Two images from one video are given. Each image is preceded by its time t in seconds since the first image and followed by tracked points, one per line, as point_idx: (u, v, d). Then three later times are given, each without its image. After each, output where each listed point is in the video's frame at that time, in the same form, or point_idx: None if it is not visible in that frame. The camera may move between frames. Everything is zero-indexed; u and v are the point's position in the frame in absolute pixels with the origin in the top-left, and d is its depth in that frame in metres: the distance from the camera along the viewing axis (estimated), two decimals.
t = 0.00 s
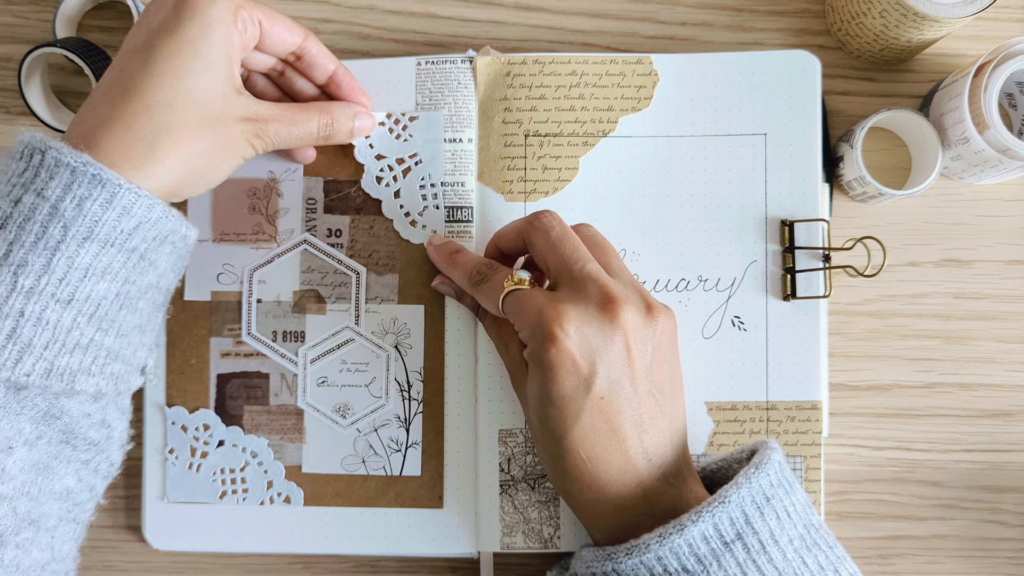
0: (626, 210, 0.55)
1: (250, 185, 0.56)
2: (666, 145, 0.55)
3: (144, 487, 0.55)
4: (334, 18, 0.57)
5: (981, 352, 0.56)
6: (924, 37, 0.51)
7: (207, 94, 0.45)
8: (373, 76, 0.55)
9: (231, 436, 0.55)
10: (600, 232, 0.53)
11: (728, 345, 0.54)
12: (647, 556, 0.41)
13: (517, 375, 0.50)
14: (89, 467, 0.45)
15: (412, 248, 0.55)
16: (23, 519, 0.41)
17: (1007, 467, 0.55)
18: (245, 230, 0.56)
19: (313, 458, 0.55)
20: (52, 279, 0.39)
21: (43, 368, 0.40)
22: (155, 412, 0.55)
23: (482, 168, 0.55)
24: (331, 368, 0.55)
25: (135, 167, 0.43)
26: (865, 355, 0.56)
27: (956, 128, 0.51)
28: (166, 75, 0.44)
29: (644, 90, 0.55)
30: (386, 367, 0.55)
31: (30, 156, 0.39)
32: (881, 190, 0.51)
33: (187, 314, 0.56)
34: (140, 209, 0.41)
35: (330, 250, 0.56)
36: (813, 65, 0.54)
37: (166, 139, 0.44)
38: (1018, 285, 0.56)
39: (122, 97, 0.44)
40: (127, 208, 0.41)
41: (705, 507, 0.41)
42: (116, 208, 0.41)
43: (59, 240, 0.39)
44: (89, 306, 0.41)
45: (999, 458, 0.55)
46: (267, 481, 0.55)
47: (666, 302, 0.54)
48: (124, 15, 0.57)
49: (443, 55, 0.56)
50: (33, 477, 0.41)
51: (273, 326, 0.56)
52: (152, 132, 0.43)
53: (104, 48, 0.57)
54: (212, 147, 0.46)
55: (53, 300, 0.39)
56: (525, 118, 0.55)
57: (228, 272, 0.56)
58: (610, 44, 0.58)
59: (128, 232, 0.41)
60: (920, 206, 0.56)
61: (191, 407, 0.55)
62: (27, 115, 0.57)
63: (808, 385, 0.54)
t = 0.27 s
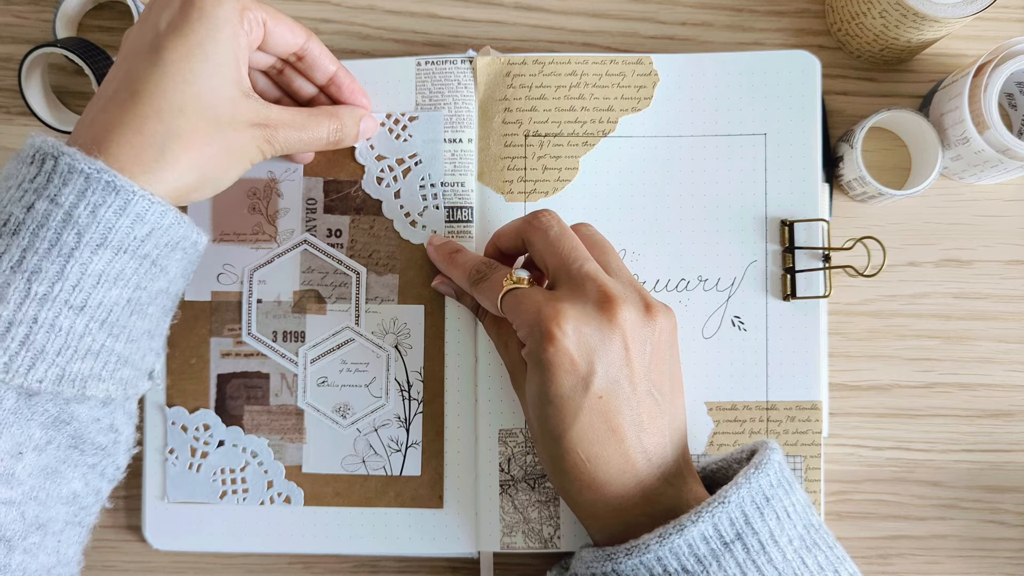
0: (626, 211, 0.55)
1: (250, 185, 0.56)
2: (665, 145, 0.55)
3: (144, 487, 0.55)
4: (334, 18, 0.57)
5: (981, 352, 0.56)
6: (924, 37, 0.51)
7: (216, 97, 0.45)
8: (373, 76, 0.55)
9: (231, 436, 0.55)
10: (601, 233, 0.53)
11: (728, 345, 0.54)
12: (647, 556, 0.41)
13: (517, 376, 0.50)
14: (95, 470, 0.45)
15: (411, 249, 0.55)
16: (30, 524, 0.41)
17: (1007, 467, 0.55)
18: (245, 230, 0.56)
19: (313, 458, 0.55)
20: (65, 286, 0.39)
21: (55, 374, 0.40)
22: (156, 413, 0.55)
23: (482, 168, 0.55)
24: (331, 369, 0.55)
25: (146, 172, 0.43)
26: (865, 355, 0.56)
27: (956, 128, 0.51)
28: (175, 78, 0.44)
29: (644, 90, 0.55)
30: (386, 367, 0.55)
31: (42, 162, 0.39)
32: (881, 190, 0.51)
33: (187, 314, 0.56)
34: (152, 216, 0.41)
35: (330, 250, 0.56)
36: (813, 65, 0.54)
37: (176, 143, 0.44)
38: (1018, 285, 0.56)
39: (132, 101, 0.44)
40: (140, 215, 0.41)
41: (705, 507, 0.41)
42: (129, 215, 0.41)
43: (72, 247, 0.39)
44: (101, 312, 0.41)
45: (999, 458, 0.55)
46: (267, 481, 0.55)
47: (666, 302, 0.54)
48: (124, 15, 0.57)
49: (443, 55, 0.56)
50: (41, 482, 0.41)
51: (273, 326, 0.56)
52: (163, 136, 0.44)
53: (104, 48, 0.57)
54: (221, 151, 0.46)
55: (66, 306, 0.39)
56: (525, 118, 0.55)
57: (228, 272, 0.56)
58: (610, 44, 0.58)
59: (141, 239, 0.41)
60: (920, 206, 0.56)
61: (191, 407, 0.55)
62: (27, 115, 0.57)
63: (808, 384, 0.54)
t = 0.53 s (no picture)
0: (626, 211, 0.55)
1: (249, 186, 0.56)
2: (665, 145, 0.55)
3: (144, 487, 0.55)
4: (334, 18, 0.57)
5: (981, 352, 0.56)
6: (924, 38, 0.51)
7: (211, 106, 0.45)
8: (373, 76, 0.55)
9: (231, 436, 0.55)
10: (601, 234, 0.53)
11: (728, 345, 0.54)
12: (647, 557, 0.41)
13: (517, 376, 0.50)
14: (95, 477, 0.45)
15: (411, 249, 0.55)
16: (30, 532, 0.41)
17: (1007, 467, 0.55)
18: (245, 230, 0.56)
19: (313, 458, 0.55)
20: (68, 296, 0.39)
21: (57, 384, 0.40)
22: (155, 413, 0.55)
23: (482, 168, 0.55)
24: (331, 369, 0.55)
25: (147, 182, 0.43)
26: (865, 355, 0.56)
27: (956, 128, 0.51)
28: (172, 87, 0.44)
29: (644, 90, 0.55)
30: (386, 367, 0.55)
31: (46, 174, 0.39)
32: (881, 190, 0.51)
33: (187, 314, 0.56)
34: (155, 227, 0.41)
35: (330, 250, 0.56)
36: (814, 65, 0.54)
37: (175, 152, 0.44)
38: (1018, 285, 0.56)
39: (130, 112, 0.44)
40: (143, 226, 0.41)
41: (705, 507, 0.41)
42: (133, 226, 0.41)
43: (76, 258, 0.39)
44: (103, 322, 0.41)
45: (999, 458, 0.55)
46: (267, 481, 0.55)
47: (666, 302, 0.54)
48: (124, 15, 0.57)
49: (442, 55, 0.56)
50: (42, 489, 0.41)
51: (273, 326, 0.56)
52: (162, 146, 0.44)
53: (104, 48, 0.57)
54: (219, 158, 0.46)
55: (69, 316, 0.39)
56: (525, 118, 0.55)
57: (228, 272, 0.56)
58: (610, 44, 0.58)
59: (143, 250, 0.41)
60: (920, 206, 0.56)
61: (191, 408, 0.55)
62: (26, 115, 0.57)
63: (808, 384, 0.54)
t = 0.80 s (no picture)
0: (626, 211, 0.55)
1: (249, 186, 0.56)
2: (665, 144, 0.55)
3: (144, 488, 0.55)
4: (334, 18, 0.58)
5: (981, 352, 0.56)
6: (924, 38, 0.51)
7: (284, 286, 0.36)
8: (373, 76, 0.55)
9: (231, 436, 0.55)
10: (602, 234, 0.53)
11: (728, 345, 0.54)
12: (647, 556, 0.41)
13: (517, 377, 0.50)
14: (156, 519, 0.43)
15: (411, 249, 0.55)
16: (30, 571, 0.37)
17: (1007, 467, 0.55)
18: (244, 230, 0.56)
19: (313, 458, 0.55)
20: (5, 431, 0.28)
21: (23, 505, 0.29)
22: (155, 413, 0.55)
23: (481, 168, 0.55)
24: (332, 369, 0.55)
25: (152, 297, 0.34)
26: (865, 355, 0.56)
27: (956, 128, 0.51)
28: (184, 281, 0.35)
29: (644, 90, 0.55)
30: (386, 367, 0.55)
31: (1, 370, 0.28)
32: (881, 190, 0.51)
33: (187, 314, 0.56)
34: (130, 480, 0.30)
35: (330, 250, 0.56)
36: (813, 65, 0.55)
37: (247, 350, 0.34)
38: (1018, 285, 0.56)
39: (135, 289, 0.34)
40: (115, 478, 0.29)
41: (705, 507, 0.42)
42: (116, 462, 0.29)
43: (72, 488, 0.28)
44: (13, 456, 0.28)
45: (999, 458, 0.55)
46: (267, 481, 0.55)
47: (666, 302, 0.54)
48: (124, 15, 0.57)
49: (442, 55, 0.56)
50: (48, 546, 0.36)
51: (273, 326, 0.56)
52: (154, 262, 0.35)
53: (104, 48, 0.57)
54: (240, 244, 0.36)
55: None
56: (525, 118, 0.55)
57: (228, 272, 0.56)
58: (610, 44, 0.58)
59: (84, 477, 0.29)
60: (920, 206, 0.56)
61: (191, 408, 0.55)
62: (26, 115, 0.57)
63: (809, 384, 0.54)
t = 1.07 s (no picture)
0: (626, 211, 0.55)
1: (249, 186, 0.56)
2: (666, 144, 0.55)
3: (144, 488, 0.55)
4: (334, 19, 0.58)
5: (981, 352, 0.56)
6: (924, 37, 0.51)
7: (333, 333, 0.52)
8: (373, 76, 0.56)
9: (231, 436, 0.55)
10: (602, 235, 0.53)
11: (728, 345, 0.54)
12: (647, 557, 0.41)
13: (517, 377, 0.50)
14: (192, 497, 0.45)
15: (412, 249, 0.55)
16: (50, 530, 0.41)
17: (1007, 467, 0.55)
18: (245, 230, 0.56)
19: (312, 459, 0.55)
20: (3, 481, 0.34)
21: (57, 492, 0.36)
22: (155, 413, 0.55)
23: (481, 168, 0.55)
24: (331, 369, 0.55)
25: None
26: (865, 355, 0.56)
27: (956, 128, 0.51)
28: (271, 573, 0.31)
29: (644, 90, 0.55)
30: (386, 367, 0.55)
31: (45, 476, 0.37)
32: (881, 190, 0.51)
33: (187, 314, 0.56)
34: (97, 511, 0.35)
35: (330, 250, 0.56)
36: (813, 66, 0.54)
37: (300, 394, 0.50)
38: (1018, 285, 0.56)
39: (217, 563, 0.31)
40: None
41: (705, 507, 0.41)
42: None
43: None
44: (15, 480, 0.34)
45: (999, 458, 0.55)
46: (267, 481, 0.55)
47: (666, 302, 0.54)
48: (124, 15, 0.57)
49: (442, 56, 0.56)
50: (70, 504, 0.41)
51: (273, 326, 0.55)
52: None
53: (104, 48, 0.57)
54: None
55: None
56: (525, 118, 0.55)
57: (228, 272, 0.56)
58: (611, 44, 0.58)
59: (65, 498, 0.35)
60: (920, 206, 0.56)
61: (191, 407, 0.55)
62: (26, 115, 0.57)
63: (808, 384, 0.54)
